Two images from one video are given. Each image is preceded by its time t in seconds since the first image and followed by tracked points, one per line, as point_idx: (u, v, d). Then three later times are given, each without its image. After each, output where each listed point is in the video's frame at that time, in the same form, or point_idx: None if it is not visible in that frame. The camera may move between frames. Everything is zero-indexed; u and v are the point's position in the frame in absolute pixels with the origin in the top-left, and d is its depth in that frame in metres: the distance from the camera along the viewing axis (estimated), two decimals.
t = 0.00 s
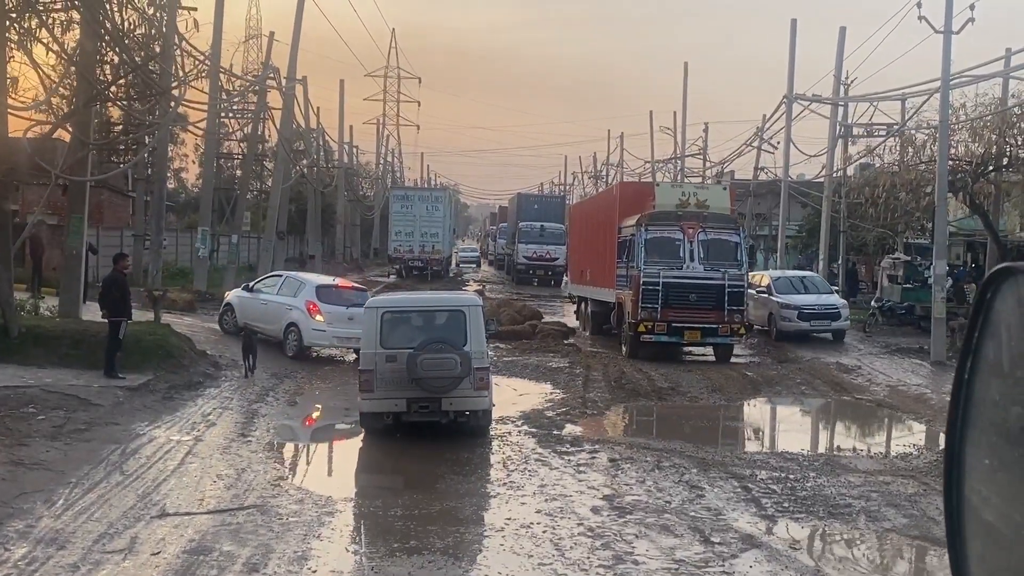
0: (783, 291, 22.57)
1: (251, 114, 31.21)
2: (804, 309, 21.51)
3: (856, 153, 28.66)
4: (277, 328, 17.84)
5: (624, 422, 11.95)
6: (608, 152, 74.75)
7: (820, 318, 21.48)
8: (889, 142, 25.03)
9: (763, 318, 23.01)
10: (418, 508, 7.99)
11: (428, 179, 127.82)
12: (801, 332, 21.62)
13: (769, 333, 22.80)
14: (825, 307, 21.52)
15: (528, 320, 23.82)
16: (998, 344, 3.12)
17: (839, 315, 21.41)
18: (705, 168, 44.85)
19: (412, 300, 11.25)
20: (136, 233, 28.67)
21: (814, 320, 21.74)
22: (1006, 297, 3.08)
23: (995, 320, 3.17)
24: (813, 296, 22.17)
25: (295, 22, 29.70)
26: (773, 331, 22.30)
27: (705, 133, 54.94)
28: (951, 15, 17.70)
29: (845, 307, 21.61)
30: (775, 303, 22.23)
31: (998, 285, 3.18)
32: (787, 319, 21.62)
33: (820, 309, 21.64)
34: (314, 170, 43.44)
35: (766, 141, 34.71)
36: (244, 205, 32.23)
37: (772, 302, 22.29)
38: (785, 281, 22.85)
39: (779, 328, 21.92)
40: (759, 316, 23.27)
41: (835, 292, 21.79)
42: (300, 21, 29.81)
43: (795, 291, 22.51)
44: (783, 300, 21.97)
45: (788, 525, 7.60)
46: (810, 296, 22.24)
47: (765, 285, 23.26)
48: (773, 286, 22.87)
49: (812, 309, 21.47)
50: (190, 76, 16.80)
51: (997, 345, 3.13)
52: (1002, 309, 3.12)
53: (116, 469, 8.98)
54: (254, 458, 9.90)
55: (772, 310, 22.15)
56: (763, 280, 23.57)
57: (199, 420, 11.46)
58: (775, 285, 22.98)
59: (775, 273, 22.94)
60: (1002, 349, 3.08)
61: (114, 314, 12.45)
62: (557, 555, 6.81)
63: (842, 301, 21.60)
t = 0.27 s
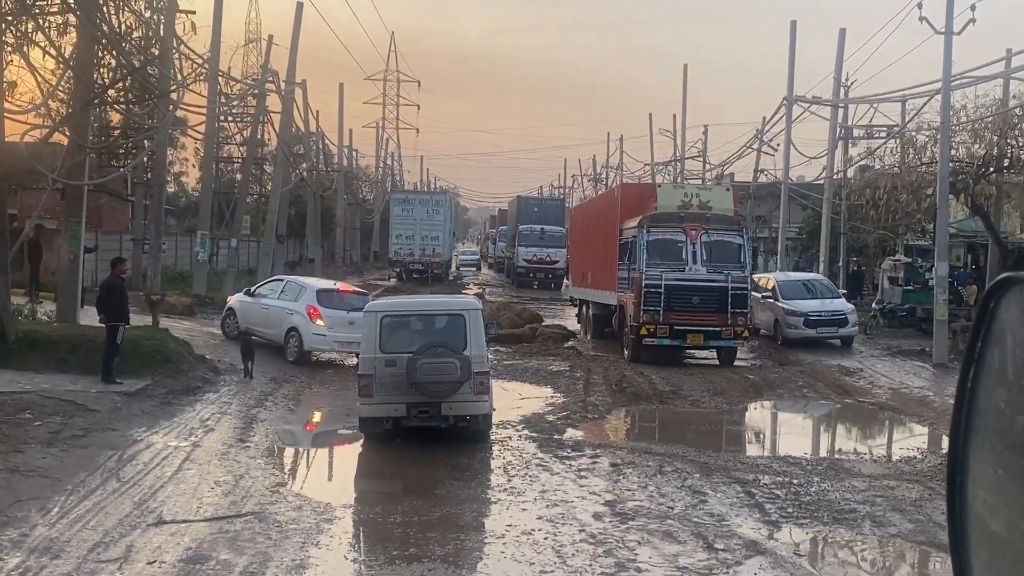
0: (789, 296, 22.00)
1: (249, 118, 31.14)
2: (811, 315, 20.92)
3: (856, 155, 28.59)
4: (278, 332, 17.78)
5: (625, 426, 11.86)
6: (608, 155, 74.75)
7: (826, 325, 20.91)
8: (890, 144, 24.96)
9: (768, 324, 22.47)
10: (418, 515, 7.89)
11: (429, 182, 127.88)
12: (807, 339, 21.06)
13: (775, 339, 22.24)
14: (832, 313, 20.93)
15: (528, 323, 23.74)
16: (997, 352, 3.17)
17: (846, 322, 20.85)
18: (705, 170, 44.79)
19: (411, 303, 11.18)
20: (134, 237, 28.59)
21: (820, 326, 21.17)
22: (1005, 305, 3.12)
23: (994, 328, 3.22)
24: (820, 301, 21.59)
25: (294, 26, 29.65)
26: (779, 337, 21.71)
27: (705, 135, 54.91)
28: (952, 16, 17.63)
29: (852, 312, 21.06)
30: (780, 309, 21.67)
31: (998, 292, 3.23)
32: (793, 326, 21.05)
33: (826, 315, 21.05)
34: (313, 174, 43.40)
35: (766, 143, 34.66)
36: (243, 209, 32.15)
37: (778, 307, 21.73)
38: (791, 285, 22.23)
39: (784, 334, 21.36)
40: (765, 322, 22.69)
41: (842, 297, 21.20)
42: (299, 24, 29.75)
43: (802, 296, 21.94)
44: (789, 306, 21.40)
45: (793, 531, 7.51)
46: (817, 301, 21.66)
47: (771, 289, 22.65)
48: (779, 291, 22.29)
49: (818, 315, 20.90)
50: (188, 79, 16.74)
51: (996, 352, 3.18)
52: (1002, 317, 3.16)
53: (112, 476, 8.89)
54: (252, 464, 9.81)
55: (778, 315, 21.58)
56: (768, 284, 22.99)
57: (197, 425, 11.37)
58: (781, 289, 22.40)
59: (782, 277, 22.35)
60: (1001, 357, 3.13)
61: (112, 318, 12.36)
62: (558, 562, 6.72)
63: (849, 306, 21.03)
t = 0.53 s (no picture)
0: (798, 301, 21.31)
1: (248, 122, 31.04)
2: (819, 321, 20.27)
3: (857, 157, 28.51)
4: (277, 338, 17.66)
5: (626, 432, 11.74)
6: (608, 159, 74.71)
7: (836, 332, 20.22)
8: (891, 146, 24.86)
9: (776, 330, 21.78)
10: (416, 523, 7.76)
11: (429, 186, 127.83)
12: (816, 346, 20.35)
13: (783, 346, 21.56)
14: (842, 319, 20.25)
15: (528, 327, 23.61)
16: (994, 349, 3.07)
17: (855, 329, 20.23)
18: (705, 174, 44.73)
19: (410, 308, 11.06)
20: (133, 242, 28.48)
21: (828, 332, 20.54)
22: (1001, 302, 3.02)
23: (989, 326, 3.13)
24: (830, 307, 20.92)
25: (293, 30, 29.55)
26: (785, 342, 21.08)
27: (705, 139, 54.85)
28: (954, 17, 17.54)
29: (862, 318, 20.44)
30: (789, 314, 20.99)
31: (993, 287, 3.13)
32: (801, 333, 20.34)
33: (835, 321, 20.42)
34: (313, 178, 43.32)
35: (766, 147, 34.59)
36: (242, 213, 32.06)
37: (786, 312, 21.05)
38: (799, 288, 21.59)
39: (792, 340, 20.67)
40: (771, 325, 22.03)
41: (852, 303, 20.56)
42: (297, 28, 29.66)
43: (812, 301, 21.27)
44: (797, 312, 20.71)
45: (798, 539, 7.39)
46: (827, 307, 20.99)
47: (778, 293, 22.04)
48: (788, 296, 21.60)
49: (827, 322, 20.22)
50: (186, 82, 16.62)
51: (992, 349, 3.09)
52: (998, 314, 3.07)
53: (107, 484, 8.76)
54: (249, 471, 9.69)
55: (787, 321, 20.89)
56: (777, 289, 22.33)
57: (194, 432, 11.25)
58: (790, 294, 21.72)
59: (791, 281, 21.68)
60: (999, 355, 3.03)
61: (108, 324, 12.25)
62: (558, 572, 6.60)
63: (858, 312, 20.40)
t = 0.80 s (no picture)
0: (805, 310, 20.61)
1: (246, 127, 30.96)
2: (827, 331, 19.60)
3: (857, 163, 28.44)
4: (275, 344, 17.54)
5: (627, 440, 11.61)
6: (607, 165, 74.68)
7: (844, 343, 19.59)
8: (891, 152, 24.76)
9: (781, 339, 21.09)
10: (415, 533, 7.64)
11: (428, 191, 127.81)
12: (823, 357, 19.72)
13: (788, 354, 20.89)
14: (850, 330, 19.60)
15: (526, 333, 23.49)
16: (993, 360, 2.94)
17: (865, 339, 19.56)
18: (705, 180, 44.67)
19: (408, 314, 10.95)
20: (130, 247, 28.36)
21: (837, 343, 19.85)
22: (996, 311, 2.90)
23: (986, 334, 3.00)
24: (838, 316, 20.26)
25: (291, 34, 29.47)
26: (791, 353, 20.39)
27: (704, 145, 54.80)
28: (955, 22, 17.47)
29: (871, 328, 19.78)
30: (794, 324, 20.31)
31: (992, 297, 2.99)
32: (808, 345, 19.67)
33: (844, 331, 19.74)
34: (311, 183, 43.23)
35: (766, 152, 34.54)
36: (240, 218, 31.95)
37: (792, 321, 20.36)
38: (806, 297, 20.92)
39: (798, 351, 20.00)
40: (778, 335, 21.32)
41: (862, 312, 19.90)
42: (295, 33, 29.57)
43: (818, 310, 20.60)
44: (804, 322, 20.01)
45: (803, 549, 7.27)
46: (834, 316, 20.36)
47: (785, 301, 21.34)
48: (795, 304, 20.87)
49: (836, 332, 19.59)
50: (183, 87, 16.52)
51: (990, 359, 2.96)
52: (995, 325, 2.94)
53: (101, 493, 8.64)
54: (245, 479, 9.55)
55: (792, 330, 20.23)
56: (782, 295, 21.61)
57: (190, 439, 11.12)
58: (796, 302, 21.00)
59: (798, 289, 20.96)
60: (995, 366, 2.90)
61: (103, 330, 12.12)
62: None
63: (868, 322, 19.75)
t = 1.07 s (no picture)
0: (807, 315, 20.31)
1: (244, 130, 30.89)
2: (829, 336, 19.28)
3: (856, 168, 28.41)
4: (272, 348, 17.46)
5: (626, 446, 11.53)
6: (606, 169, 74.68)
7: (847, 348, 19.25)
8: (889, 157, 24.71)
9: (784, 345, 20.75)
10: (412, 540, 7.56)
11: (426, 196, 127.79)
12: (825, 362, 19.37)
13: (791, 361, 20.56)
14: (853, 334, 19.28)
15: (525, 338, 23.42)
16: None
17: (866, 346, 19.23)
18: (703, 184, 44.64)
19: (406, 318, 10.87)
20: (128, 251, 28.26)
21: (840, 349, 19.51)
22: None
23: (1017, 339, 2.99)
24: (840, 320, 19.94)
25: (289, 38, 29.42)
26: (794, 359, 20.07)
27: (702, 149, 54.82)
28: (955, 27, 17.44)
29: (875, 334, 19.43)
30: (797, 329, 20.00)
31: None
32: (810, 349, 19.35)
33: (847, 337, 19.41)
34: (310, 187, 43.17)
35: (764, 157, 34.51)
36: (237, 222, 31.87)
37: (795, 326, 20.05)
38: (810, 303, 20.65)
39: (800, 356, 19.67)
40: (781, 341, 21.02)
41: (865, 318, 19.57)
42: (293, 37, 29.53)
43: (821, 315, 20.29)
44: (806, 326, 19.71)
45: (806, 557, 7.19)
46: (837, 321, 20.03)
47: (789, 307, 21.05)
48: (797, 309, 20.57)
49: (838, 337, 19.26)
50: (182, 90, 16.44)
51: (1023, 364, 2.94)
52: None
53: (95, 499, 8.56)
54: (241, 485, 9.46)
55: (795, 335, 19.91)
56: (785, 301, 21.35)
57: (186, 445, 11.03)
58: (798, 307, 20.73)
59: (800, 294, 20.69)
60: None
61: (99, 334, 12.02)
62: None
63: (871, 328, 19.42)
